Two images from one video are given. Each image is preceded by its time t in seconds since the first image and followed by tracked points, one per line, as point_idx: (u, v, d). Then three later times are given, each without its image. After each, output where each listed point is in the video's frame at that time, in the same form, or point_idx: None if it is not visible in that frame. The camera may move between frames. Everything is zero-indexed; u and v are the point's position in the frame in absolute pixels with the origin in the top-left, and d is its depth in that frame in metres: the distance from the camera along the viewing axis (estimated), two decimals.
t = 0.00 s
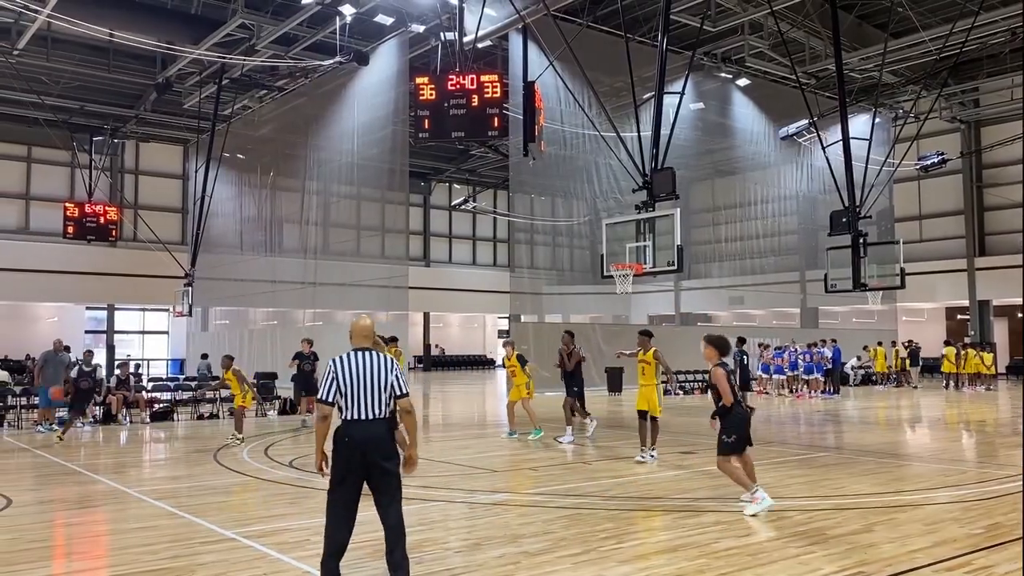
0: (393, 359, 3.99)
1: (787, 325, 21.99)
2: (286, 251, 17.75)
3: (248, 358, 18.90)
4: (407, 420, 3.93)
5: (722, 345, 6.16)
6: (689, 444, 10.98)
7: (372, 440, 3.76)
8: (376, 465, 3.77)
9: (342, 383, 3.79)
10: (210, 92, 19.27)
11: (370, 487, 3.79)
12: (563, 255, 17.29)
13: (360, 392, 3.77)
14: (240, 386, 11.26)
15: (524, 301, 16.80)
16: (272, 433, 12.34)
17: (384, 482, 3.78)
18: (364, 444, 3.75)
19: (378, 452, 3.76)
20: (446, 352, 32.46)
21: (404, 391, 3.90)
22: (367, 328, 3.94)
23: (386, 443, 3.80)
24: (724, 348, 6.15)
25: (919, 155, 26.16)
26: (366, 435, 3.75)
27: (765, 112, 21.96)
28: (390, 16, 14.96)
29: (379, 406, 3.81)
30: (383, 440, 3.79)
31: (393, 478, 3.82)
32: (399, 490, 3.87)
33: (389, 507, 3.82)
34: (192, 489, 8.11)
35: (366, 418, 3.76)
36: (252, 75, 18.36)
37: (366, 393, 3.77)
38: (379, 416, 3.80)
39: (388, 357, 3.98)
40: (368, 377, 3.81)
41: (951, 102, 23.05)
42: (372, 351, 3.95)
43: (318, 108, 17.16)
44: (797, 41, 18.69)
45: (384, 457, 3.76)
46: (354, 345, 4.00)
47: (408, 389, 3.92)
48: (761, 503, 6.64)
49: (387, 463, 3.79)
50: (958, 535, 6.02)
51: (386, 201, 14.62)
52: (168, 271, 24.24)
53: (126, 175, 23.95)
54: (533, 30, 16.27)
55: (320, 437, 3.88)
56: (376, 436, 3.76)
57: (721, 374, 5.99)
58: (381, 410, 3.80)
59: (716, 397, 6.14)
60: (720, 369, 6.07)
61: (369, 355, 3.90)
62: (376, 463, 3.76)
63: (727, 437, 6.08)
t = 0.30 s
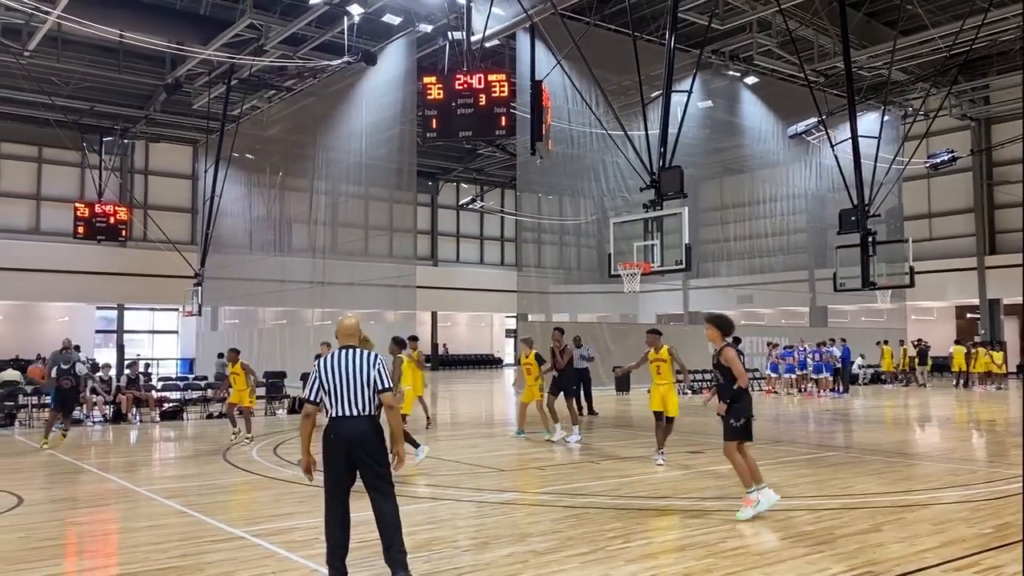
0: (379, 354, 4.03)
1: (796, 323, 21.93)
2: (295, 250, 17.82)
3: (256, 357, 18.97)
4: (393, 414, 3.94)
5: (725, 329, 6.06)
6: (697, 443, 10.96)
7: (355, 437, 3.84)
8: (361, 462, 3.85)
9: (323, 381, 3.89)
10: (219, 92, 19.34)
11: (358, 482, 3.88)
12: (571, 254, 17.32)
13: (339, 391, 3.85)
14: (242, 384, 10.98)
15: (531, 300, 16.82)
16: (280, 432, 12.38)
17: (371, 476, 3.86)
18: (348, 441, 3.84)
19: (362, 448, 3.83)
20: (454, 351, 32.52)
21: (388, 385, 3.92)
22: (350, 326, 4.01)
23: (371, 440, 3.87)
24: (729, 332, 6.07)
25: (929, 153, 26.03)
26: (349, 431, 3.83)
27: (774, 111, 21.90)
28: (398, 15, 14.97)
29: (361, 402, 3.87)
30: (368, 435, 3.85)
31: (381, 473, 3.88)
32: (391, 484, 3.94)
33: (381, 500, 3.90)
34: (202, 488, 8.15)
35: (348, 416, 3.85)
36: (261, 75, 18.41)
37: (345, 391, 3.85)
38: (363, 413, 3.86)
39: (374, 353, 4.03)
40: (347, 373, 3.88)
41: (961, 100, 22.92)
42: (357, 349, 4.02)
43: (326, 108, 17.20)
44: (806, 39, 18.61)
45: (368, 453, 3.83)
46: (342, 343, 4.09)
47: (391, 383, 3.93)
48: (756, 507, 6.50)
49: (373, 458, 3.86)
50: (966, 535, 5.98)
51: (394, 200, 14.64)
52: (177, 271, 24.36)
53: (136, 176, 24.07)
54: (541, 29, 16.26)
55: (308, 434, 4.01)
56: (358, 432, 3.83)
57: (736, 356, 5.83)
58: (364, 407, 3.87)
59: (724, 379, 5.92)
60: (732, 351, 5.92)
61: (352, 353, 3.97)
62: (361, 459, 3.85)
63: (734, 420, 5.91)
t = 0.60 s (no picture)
0: (374, 352, 4.02)
1: (808, 322, 21.83)
2: (306, 250, 17.85)
3: (267, 356, 19.02)
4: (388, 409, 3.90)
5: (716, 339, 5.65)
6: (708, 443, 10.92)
7: (349, 433, 3.84)
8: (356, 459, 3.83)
9: (317, 381, 3.92)
10: (229, 92, 19.40)
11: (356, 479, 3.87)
12: (581, 253, 17.30)
13: (330, 389, 3.86)
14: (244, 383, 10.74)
15: (540, 298, 16.99)
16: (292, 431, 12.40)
17: (368, 473, 3.84)
18: (344, 438, 3.84)
19: (357, 444, 3.82)
20: (464, 350, 32.54)
21: (381, 381, 3.90)
22: (342, 326, 4.03)
23: (366, 436, 3.86)
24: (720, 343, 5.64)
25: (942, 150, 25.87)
26: (343, 429, 3.84)
27: (785, 109, 21.80)
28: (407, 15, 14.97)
29: (355, 399, 3.87)
30: (361, 431, 3.85)
31: (378, 469, 3.85)
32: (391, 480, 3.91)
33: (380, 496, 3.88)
34: (212, 486, 8.18)
35: (341, 413, 3.85)
36: (271, 75, 18.44)
37: (336, 389, 3.85)
38: (358, 410, 3.86)
39: (369, 351, 4.02)
40: (337, 372, 3.89)
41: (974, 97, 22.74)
42: (351, 348, 4.02)
43: (336, 108, 17.23)
44: (818, 37, 18.51)
45: (363, 449, 3.82)
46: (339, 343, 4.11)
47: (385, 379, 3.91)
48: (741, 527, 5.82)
49: (368, 454, 3.84)
50: (979, 535, 5.94)
51: (404, 199, 14.65)
52: (189, 270, 24.45)
53: (147, 175, 24.16)
54: (551, 28, 16.23)
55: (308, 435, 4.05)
56: (352, 429, 3.82)
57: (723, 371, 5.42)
58: (359, 404, 3.86)
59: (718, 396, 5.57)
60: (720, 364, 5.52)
61: (346, 352, 3.98)
62: (357, 455, 3.84)
63: (732, 436, 5.51)
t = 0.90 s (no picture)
0: (376, 352, 3.99)
1: (819, 320, 21.75)
2: (316, 248, 17.91)
3: (279, 353, 19.10)
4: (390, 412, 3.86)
5: (698, 346, 5.25)
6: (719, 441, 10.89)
7: (349, 435, 3.82)
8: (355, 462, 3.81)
9: (318, 381, 3.90)
10: (241, 91, 19.47)
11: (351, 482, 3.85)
12: (591, 250, 17.30)
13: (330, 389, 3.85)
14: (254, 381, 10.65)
15: (550, 295, 16.75)
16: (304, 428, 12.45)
17: (366, 475, 3.82)
18: (344, 440, 3.82)
19: (357, 446, 3.80)
20: (475, 347, 32.59)
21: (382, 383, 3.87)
22: (344, 325, 4.00)
23: (364, 439, 3.83)
24: (701, 350, 5.24)
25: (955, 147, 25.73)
26: (342, 430, 3.82)
27: (797, 106, 21.72)
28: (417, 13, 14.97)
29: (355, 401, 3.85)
30: (361, 433, 3.83)
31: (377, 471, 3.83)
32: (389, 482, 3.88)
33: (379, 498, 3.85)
34: (224, 483, 8.21)
35: (341, 414, 3.83)
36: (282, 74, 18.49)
37: (337, 390, 3.84)
38: (358, 412, 3.83)
39: (370, 351, 4.00)
40: (338, 373, 3.86)
41: (988, 93, 22.56)
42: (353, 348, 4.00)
43: (347, 106, 17.26)
44: (829, 33, 18.44)
45: (363, 452, 3.80)
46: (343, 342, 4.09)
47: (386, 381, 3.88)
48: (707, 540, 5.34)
49: (367, 457, 3.82)
50: (992, 534, 5.90)
51: (414, 197, 14.68)
52: (201, 269, 24.59)
53: (159, 174, 24.28)
54: (561, 25, 16.22)
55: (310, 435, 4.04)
56: (352, 430, 3.81)
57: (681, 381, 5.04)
58: (360, 406, 3.83)
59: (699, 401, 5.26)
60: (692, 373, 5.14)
61: (347, 351, 3.96)
62: (355, 459, 3.82)
63: (710, 443, 5.12)
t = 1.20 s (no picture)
0: (378, 359, 3.90)
1: (831, 317, 21.65)
2: (327, 245, 17.94)
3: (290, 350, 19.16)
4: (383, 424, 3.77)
5: (669, 352, 5.17)
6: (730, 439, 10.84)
7: (342, 441, 3.78)
8: (344, 469, 3.80)
9: (316, 382, 3.86)
10: (251, 89, 19.50)
11: (340, 487, 3.83)
12: (602, 247, 17.26)
13: (326, 394, 3.80)
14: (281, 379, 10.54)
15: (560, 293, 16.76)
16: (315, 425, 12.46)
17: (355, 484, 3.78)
18: (336, 446, 3.80)
19: (347, 454, 3.78)
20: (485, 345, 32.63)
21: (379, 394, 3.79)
22: (350, 327, 3.92)
23: (357, 447, 3.81)
24: (672, 356, 5.15)
25: (968, 143, 25.56)
26: (336, 436, 3.79)
27: (809, 102, 21.63)
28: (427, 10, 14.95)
29: (351, 408, 3.80)
30: (354, 442, 3.78)
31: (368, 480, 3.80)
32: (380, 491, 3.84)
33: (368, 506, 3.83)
34: (234, 480, 8.23)
35: (335, 420, 3.79)
36: (292, 71, 18.53)
37: (333, 395, 3.79)
38: (352, 419, 3.79)
39: (371, 356, 3.91)
40: (335, 378, 3.81)
41: (1001, 89, 22.39)
42: (356, 352, 3.92)
43: (357, 103, 17.28)
44: (841, 28, 18.36)
45: (353, 461, 3.79)
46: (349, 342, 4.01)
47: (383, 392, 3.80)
48: (673, 540, 5.18)
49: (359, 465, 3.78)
50: (1005, 533, 5.86)
51: (424, 194, 14.68)
52: (212, 266, 24.67)
53: (171, 171, 24.37)
54: (572, 21, 16.19)
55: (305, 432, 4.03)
56: (345, 437, 3.77)
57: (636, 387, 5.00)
58: (354, 414, 3.79)
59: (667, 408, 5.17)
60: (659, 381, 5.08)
61: (349, 355, 3.89)
62: (346, 465, 3.79)
63: (681, 442, 5.13)
